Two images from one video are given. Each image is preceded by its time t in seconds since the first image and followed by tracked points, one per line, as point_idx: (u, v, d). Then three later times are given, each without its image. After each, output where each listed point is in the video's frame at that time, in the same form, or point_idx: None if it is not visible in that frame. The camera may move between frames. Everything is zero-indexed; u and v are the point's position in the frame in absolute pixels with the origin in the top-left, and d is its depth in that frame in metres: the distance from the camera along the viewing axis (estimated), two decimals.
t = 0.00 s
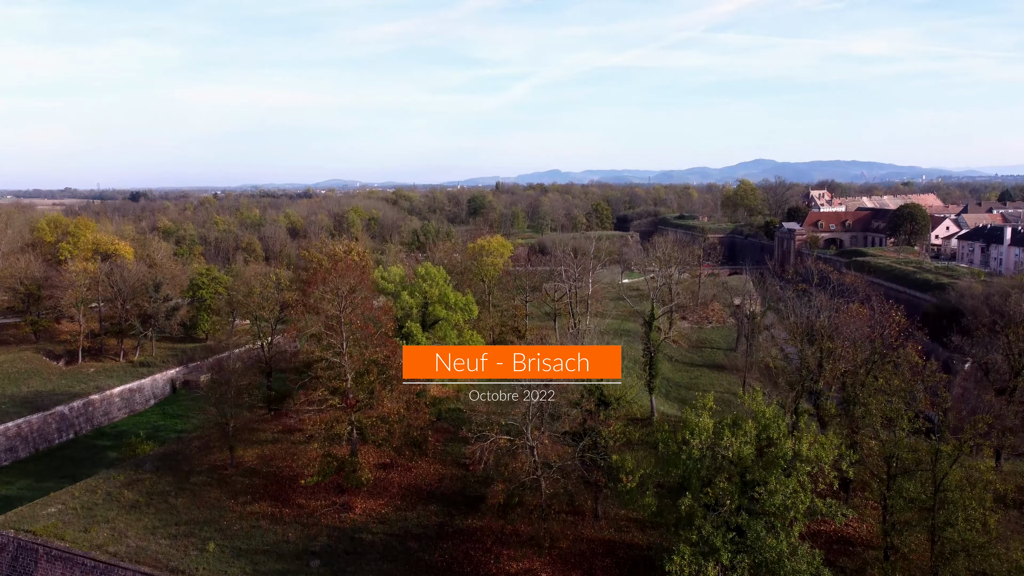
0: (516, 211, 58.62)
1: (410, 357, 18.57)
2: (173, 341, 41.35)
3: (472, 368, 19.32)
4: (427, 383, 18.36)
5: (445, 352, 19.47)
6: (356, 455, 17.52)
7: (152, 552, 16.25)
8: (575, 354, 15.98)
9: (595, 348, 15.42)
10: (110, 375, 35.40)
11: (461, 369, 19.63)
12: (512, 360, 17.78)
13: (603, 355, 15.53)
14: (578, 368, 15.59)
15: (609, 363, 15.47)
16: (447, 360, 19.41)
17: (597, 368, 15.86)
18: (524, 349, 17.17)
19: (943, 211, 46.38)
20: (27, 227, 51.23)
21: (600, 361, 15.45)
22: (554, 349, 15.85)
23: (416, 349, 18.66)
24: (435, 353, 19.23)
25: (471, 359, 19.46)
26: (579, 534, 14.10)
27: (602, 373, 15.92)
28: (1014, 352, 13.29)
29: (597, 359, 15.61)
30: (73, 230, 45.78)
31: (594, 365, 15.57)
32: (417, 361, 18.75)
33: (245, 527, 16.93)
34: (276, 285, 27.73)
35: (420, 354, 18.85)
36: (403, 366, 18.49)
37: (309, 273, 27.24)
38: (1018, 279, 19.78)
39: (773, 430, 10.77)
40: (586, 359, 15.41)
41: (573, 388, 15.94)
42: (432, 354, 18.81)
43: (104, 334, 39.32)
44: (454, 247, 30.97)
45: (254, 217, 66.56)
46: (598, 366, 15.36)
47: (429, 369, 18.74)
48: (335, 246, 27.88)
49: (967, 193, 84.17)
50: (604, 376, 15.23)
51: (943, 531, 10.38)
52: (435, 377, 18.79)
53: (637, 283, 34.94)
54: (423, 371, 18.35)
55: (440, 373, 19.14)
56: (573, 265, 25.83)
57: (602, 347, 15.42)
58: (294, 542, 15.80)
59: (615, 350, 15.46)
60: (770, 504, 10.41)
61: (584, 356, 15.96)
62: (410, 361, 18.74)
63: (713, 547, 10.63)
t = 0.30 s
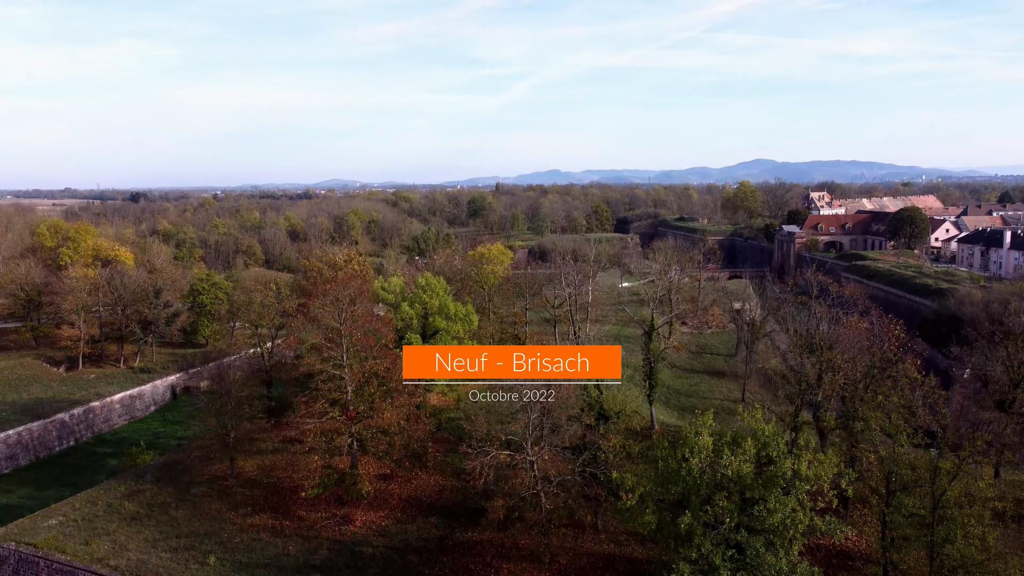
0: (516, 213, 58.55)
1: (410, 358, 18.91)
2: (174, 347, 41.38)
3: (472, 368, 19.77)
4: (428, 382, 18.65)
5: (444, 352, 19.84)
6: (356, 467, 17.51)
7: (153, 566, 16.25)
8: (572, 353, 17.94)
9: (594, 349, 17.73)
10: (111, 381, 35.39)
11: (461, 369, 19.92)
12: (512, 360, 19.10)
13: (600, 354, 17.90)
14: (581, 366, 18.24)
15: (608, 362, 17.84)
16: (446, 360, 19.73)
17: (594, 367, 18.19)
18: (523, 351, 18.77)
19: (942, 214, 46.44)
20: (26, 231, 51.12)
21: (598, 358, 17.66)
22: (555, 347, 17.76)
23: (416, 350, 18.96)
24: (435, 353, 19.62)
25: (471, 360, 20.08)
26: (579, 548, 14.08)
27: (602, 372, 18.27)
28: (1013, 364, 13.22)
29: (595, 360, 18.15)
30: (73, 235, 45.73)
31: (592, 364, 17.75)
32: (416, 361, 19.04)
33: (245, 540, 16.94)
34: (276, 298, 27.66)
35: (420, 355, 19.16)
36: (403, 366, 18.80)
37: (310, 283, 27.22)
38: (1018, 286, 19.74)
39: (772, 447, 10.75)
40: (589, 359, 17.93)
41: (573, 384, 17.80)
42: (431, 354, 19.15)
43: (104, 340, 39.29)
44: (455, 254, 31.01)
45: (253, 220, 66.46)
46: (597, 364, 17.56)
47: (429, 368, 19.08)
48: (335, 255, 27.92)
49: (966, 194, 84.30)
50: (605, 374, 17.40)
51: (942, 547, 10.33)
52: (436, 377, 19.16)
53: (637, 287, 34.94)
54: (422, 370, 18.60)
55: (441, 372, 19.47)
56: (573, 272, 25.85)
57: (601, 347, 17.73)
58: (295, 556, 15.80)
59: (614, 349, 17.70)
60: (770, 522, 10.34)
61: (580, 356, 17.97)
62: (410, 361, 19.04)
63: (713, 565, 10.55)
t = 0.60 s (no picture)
0: (516, 214, 58.39)
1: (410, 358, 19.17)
2: (174, 352, 41.40)
3: (472, 367, 20.70)
4: (428, 380, 18.87)
5: (444, 353, 20.09)
6: (356, 478, 17.50)
7: None
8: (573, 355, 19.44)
9: (594, 350, 19.41)
10: (111, 388, 35.34)
11: (460, 369, 20.52)
12: (512, 360, 20.58)
13: (600, 355, 19.57)
14: (577, 367, 19.79)
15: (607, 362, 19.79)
16: (446, 360, 20.01)
17: (596, 366, 20.19)
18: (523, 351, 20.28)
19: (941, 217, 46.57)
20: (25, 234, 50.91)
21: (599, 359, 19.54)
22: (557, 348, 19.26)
23: (416, 350, 19.23)
24: (435, 353, 19.85)
25: (471, 359, 20.78)
26: (578, 561, 14.03)
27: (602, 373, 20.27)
28: (1011, 376, 13.21)
29: (595, 360, 19.83)
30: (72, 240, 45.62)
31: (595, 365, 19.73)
32: (416, 362, 19.24)
33: (245, 552, 16.98)
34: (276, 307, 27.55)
35: (420, 355, 19.42)
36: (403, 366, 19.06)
37: (310, 292, 27.18)
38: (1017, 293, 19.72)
39: (771, 464, 10.72)
40: (588, 361, 19.55)
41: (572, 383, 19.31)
42: (432, 354, 19.42)
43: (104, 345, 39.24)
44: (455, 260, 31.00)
45: (253, 222, 66.35)
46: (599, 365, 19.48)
47: (430, 369, 19.34)
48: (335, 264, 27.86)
49: (964, 195, 84.40)
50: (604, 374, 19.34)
51: (939, 564, 10.30)
52: (436, 376, 19.44)
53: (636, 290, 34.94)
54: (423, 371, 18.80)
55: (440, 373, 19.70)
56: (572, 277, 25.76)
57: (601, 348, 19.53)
58: (294, 569, 15.80)
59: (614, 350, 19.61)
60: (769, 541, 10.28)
61: (582, 357, 19.65)
62: (411, 361, 19.27)
63: None
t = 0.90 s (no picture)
0: (508, 216, 58.42)
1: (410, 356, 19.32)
2: (165, 358, 41.16)
3: (472, 367, 21.00)
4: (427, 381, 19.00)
5: (443, 353, 20.27)
6: (349, 490, 17.43)
7: None
8: (574, 356, 20.66)
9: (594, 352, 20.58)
10: (102, 395, 35.07)
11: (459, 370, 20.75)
12: (513, 361, 21.32)
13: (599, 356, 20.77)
14: (578, 367, 20.76)
15: (607, 362, 21.50)
16: (446, 360, 20.21)
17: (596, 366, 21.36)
18: (523, 351, 21.23)
19: (930, 219, 47.04)
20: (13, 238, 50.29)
21: (599, 359, 21.22)
22: (559, 349, 20.46)
23: (416, 349, 19.37)
24: (436, 354, 20.05)
25: (471, 359, 21.16)
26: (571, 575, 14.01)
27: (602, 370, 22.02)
28: (1000, 387, 13.30)
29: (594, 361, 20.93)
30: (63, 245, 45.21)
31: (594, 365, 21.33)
32: (415, 363, 19.37)
33: (237, 566, 16.88)
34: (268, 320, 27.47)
35: (420, 355, 19.60)
36: (403, 365, 19.23)
37: (302, 303, 27.02)
38: (1006, 299, 19.86)
39: (761, 480, 10.73)
40: (588, 360, 20.72)
41: (572, 382, 20.72)
42: (432, 353, 19.63)
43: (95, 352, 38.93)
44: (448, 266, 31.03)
45: (245, 225, 65.99)
46: (599, 365, 21.12)
47: (430, 369, 19.56)
48: (328, 273, 27.85)
49: (952, 195, 85.23)
50: (603, 373, 21.09)
51: None
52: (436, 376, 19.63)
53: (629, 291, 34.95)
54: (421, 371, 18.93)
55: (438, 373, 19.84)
56: (564, 281, 25.63)
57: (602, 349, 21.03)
58: None
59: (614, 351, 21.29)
60: (760, 559, 10.24)
61: (583, 358, 20.96)
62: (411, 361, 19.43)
63: None
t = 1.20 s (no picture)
0: (499, 218, 58.45)
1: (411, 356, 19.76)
2: (154, 365, 40.79)
3: (472, 367, 21.76)
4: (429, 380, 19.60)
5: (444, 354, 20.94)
6: (339, 503, 17.40)
7: None
8: (574, 356, 21.19)
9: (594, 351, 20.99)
10: (89, 403, 34.70)
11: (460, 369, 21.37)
12: (512, 360, 22.40)
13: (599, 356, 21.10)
14: (577, 368, 21.15)
15: (608, 364, 22.44)
16: (447, 360, 20.93)
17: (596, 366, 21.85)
18: (523, 351, 22.44)
19: (915, 221, 47.83)
20: None
21: (599, 360, 21.82)
22: (559, 350, 21.01)
23: (417, 350, 19.83)
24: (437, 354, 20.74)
25: (470, 359, 21.96)
26: None
27: (603, 372, 22.88)
28: (986, 396, 13.43)
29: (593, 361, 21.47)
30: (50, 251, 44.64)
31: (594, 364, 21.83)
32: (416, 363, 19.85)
33: None
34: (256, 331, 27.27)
35: (421, 355, 20.13)
36: (404, 365, 19.68)
37: (292, 313, 26.88)
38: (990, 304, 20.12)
39: (749, 497, 10.78)
40: (587, 360, 21.24)
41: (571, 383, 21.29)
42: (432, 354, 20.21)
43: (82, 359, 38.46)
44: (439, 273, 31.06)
45: (234, 228, 65.49)
46: (598, 364, 21.75)
47: (431, 368, 20.19)
48: (318, 282, 27.81)
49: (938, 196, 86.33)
50: (605, 373, 22.43)
51: None
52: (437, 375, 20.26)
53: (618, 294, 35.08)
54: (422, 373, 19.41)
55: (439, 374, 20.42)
56: (553, 287, 25.69)
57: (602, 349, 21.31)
58: None
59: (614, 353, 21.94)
60: None
61: (582, 358, 21.44)
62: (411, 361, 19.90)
63: None
